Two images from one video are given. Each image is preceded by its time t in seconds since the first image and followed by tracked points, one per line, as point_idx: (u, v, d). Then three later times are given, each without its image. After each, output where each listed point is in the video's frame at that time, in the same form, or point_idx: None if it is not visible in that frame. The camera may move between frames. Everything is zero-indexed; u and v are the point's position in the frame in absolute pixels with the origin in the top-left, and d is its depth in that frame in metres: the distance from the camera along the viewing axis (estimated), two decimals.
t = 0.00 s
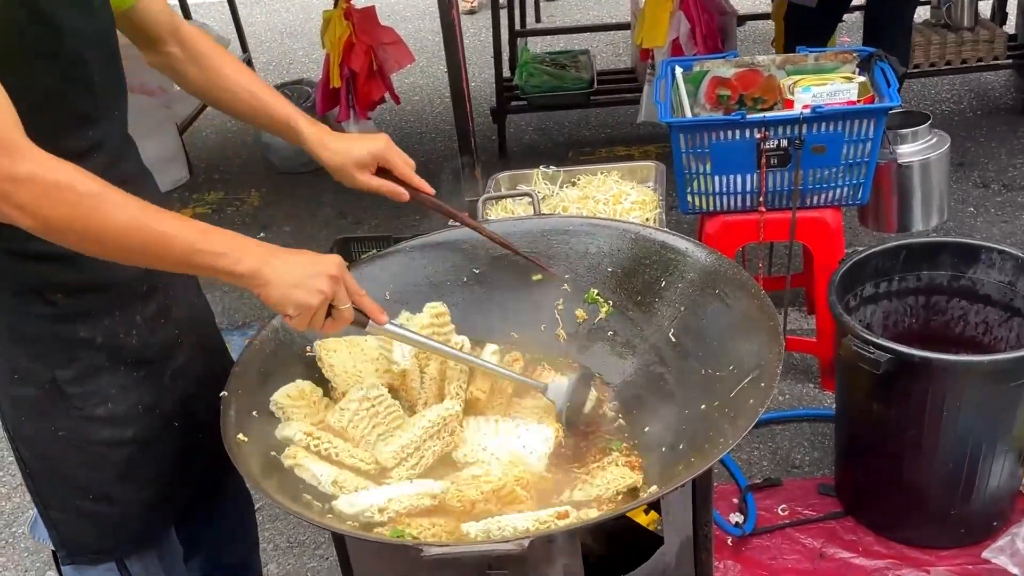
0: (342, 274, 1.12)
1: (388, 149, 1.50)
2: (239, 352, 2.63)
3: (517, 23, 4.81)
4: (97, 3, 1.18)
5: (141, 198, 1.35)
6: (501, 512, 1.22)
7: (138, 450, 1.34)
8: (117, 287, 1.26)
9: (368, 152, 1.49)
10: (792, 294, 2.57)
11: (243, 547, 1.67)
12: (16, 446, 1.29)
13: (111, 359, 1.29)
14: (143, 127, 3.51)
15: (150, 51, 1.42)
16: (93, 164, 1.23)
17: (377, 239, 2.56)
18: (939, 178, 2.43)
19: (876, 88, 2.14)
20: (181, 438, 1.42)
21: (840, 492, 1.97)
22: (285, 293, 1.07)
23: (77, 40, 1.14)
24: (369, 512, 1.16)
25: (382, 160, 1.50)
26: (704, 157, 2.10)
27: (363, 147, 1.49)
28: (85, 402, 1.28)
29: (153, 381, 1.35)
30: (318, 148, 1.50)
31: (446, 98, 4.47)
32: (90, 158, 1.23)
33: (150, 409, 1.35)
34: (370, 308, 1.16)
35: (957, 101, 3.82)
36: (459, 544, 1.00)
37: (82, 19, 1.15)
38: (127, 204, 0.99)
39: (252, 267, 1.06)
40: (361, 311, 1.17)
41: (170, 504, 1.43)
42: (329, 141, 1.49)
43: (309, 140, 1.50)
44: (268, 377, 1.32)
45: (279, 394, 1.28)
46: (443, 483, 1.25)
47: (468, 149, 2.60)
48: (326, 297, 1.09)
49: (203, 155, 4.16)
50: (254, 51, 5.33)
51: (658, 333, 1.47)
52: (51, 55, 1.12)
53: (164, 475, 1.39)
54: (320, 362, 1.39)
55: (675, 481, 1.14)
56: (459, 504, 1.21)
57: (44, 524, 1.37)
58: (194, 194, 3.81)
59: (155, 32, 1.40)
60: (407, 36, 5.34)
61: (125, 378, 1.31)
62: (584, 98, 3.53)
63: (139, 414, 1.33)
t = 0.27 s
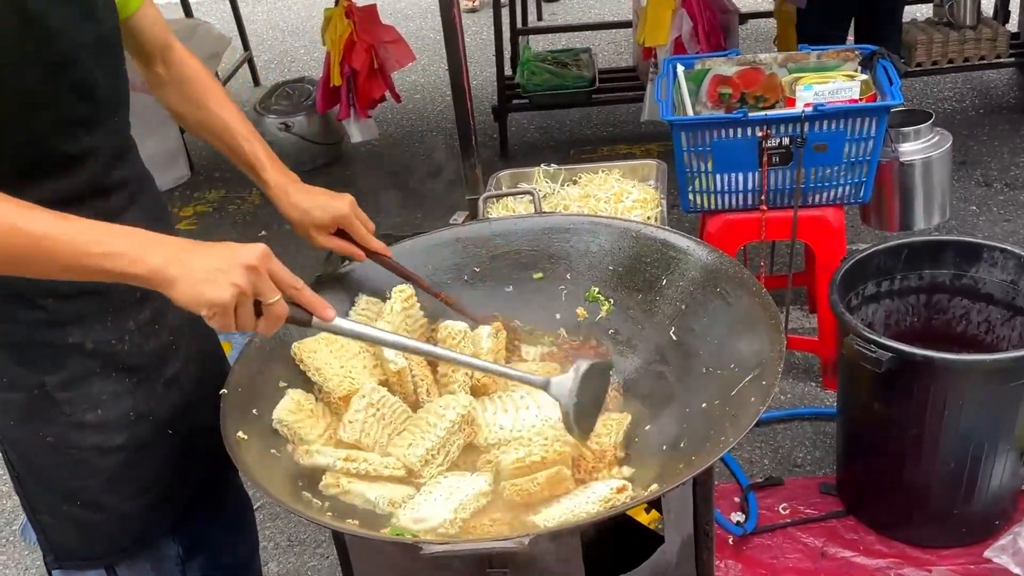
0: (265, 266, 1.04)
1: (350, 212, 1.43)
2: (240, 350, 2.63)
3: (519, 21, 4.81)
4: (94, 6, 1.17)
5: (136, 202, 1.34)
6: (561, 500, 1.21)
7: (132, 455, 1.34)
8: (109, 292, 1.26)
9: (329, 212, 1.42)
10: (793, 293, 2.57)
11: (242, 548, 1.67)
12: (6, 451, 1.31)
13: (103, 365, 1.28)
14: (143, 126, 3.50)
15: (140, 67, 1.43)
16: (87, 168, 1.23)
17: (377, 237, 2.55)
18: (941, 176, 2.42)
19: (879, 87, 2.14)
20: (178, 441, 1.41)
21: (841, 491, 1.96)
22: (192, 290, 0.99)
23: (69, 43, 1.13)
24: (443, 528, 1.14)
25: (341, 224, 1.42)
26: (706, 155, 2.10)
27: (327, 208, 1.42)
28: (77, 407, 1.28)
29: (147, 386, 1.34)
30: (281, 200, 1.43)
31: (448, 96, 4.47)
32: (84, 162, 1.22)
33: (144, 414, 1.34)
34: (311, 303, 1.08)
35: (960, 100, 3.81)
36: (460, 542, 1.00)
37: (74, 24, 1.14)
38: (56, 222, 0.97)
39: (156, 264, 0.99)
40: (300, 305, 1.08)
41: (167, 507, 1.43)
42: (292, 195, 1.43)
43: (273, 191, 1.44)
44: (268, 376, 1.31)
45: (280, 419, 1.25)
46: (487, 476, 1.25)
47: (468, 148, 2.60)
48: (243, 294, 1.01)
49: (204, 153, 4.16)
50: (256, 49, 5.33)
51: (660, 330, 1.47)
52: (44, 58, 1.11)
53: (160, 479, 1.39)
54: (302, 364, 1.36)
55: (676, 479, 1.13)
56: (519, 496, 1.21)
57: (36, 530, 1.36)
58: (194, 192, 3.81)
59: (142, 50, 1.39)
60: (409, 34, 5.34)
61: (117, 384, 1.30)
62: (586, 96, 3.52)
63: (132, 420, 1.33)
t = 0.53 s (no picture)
0: (331, 313, 1.04)
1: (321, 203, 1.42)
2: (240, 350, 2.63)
3: (519, 20, 4.81)
4: (91, 7, 1.17)
5: (137, 203, 1.34)
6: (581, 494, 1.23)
7: (133, 457, 1.34)
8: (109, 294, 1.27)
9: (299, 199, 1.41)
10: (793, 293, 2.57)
11: (243, 548, 1.67)
12: (10, 453, 1.31)
13: (105, 367, 1.29)
14: (144, 125, 3.50)
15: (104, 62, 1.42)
16: (88, 170, 1.23)
17: (378, 237, 2.56)
18: (941, 176, 2.42)
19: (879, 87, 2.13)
20: (179, 441, 1.42)
21: (841, 492, 1.96)
22: (263, 329, 0.99)
23: (71, 45, 1.14)
24: (475, 531, 1.12)
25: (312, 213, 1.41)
26: (706, 156, 2.10)
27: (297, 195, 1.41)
28: (80, 409, 1.28)
29: (148, 387, 1.34)
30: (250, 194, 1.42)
31: (448, 96, 4.47)
32: (85, 164, 1.23)
33: (146, 415, 1.34)
34: (369, 350, 1.08)
35: (961, 100, 3.81)
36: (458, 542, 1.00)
37: (76, 27, 1.14)
38: (108, 239, 0.95)
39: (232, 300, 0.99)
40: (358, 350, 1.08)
41: (168, 508, 1.43)
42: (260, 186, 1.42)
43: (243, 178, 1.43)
44: (266, 377, 1.31)
45: (278, 449, 1.19)
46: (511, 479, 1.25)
47: (468, 149, 2.60)
48: (312, 336, 1.01)
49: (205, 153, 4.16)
50: (256, 49, 5.33)
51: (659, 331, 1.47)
52: (46, 61, 1.12)
53: (160, 479, 1.39)
54: (295, 394, 1.33)
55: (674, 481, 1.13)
56: (545, 489, 1.22)
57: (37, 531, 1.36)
58: (195, 192, 3.81)
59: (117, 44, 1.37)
60: (409, 33, 5.34)
61: (120, 385, 1.30)
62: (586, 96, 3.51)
63: (134, 421, 1.33)
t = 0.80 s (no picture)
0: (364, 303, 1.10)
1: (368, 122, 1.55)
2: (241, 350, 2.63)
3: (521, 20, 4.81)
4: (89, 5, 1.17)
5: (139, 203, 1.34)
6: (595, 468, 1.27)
7: (135, 456, 1.34)
8: (110, 294, 1.27)
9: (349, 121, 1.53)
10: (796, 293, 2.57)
11: (244, 548, 1.67)
12: (14, 457, 1.28)
13: (108, 366, 1.28)
14: (145, 125, 3.50)
15: (125, 39, 1.42)
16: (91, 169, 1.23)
17: (379, 237, 2.55)
18: (944, 176, 2.42)
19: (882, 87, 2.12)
20: (179, 442, 1.42)
21: (843, 492, 1.96)
22: (307, 316, 1.05)
23: (75, 45, 1.14)
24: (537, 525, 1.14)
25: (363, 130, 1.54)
26: (708, 155, 2.09)
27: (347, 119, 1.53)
28: (85, 408, 1.27)
29: (149, 387, 1.34)
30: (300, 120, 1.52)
31: (450, 96, 4.46)
32: (88, 163, 1.22)
33: (147, 415, 1.34)
34: (396, 333, 1.13)
35: (963, 99, 3.81)
36: (458, 543, 1.00)
37: (79, 27, 1.14)
38: (154, 219, 0.98)
39: (278, 289, 1.05)
40: (385, 334, 1.13)
41: (169, 508, 1.43)
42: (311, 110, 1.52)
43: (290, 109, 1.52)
44: (267, 377, 1.31)
45: (305, 475, 1.17)
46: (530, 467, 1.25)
47: (470, 149, 2.60)
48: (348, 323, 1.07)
49: (206, 152, 4.16)
50: (258, 49, 5.33)
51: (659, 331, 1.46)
52: (50, 62, 1.11)
53: (161, 479, 1.39)
54: (296, 409, 1.30)
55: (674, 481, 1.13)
56: (570, 471, 1.25)
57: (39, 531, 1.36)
58: (196, 191, 3.81)
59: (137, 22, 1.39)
60: (411, 33, 5.34)
61: (123, 385, 1.31)
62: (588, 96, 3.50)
63: (136, 420, 1.33)
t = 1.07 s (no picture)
0: (328, 289, 1.06)
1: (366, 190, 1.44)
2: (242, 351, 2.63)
3: (522, 20, 4.80)
4: (86, 5, 1.17)
5: (136, 204, 1.34)
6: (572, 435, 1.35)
7: (130, 458, 1.34)
8: (105, 295, 1.26)
9: (342, 190, 1.43)
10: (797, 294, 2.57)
11: (244, 549, 1.66)
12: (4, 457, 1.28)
13: (101, 368, 1.28)
14: (146, 124, 3.50)
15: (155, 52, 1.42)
16: (86, 170, 1.22)
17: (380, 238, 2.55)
18: (945, 176, 2.41)
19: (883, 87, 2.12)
20: (176, 444, 1.41)
21: (845, 493, 1.96)
22: (261, 313, 1.02)
23: (66, 44, 1.13)
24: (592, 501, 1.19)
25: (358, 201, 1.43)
26: (709, 156, 2.09)
27: (344, 185, 1.43)
28: (73, 411, 1.27)
29: (145, 389, 1.34)
30: (299, 179, 1.44)
31: (451, 96, 4.46)
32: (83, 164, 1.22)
33: (142, 416, 1.34)
34: (365, 317, 1.11)
35: (965, 100, 3.80)
36: (459, 545, 0.99)
37: (70, 26, 1.14)
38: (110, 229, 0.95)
39: (228, 283, 1.01)
40: (354, 320, 1.11)
41: (166, 509, 1.42)
42: (309, 171, 1.44)
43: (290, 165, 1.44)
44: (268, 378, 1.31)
45: (330, 488, 1.16)
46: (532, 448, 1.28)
47: (470, 149, 2.60)
48: (308, 318, 1.05)
49: (207, 153, 4.15)
50: (260, 49, 5.33)
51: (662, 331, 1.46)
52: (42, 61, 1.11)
53: (158, 480, 1.39)
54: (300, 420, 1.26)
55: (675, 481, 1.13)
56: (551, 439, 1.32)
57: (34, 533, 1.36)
58: (197, 192, 3.81)
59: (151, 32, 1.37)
60: (413, 33, 5.33)
61: (114, 387, 1.30)
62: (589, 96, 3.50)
63: (129, 423, 1.32)
